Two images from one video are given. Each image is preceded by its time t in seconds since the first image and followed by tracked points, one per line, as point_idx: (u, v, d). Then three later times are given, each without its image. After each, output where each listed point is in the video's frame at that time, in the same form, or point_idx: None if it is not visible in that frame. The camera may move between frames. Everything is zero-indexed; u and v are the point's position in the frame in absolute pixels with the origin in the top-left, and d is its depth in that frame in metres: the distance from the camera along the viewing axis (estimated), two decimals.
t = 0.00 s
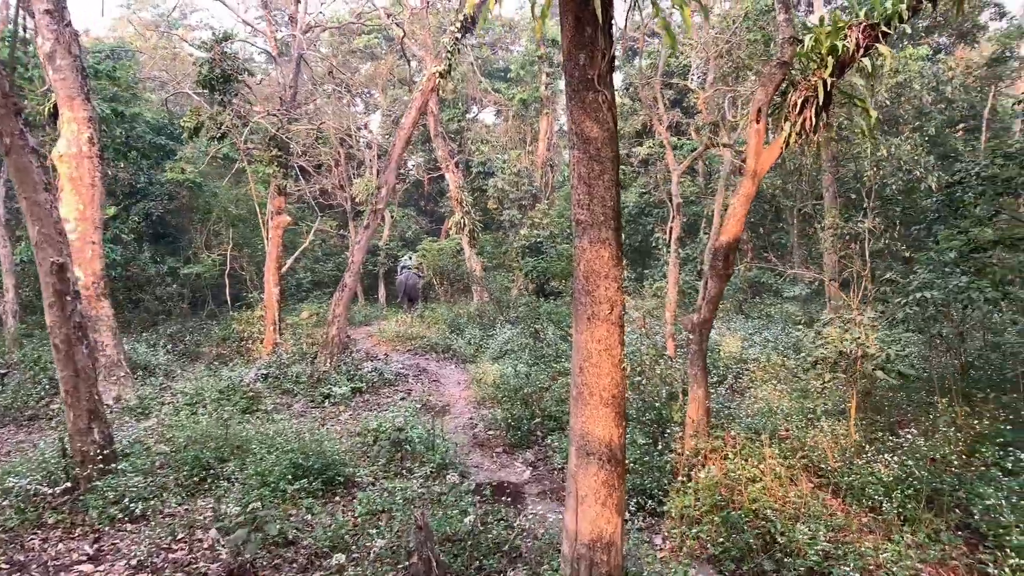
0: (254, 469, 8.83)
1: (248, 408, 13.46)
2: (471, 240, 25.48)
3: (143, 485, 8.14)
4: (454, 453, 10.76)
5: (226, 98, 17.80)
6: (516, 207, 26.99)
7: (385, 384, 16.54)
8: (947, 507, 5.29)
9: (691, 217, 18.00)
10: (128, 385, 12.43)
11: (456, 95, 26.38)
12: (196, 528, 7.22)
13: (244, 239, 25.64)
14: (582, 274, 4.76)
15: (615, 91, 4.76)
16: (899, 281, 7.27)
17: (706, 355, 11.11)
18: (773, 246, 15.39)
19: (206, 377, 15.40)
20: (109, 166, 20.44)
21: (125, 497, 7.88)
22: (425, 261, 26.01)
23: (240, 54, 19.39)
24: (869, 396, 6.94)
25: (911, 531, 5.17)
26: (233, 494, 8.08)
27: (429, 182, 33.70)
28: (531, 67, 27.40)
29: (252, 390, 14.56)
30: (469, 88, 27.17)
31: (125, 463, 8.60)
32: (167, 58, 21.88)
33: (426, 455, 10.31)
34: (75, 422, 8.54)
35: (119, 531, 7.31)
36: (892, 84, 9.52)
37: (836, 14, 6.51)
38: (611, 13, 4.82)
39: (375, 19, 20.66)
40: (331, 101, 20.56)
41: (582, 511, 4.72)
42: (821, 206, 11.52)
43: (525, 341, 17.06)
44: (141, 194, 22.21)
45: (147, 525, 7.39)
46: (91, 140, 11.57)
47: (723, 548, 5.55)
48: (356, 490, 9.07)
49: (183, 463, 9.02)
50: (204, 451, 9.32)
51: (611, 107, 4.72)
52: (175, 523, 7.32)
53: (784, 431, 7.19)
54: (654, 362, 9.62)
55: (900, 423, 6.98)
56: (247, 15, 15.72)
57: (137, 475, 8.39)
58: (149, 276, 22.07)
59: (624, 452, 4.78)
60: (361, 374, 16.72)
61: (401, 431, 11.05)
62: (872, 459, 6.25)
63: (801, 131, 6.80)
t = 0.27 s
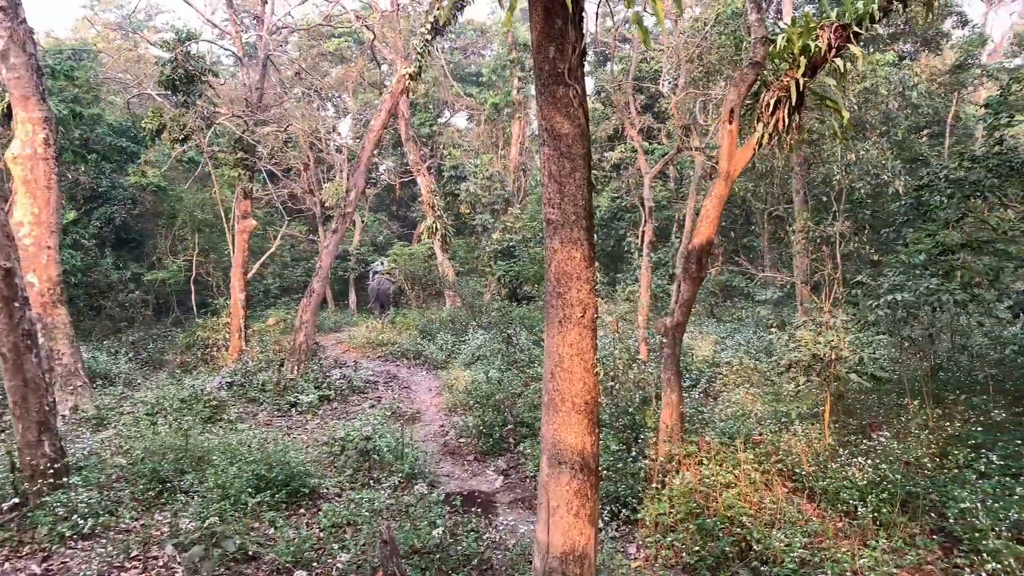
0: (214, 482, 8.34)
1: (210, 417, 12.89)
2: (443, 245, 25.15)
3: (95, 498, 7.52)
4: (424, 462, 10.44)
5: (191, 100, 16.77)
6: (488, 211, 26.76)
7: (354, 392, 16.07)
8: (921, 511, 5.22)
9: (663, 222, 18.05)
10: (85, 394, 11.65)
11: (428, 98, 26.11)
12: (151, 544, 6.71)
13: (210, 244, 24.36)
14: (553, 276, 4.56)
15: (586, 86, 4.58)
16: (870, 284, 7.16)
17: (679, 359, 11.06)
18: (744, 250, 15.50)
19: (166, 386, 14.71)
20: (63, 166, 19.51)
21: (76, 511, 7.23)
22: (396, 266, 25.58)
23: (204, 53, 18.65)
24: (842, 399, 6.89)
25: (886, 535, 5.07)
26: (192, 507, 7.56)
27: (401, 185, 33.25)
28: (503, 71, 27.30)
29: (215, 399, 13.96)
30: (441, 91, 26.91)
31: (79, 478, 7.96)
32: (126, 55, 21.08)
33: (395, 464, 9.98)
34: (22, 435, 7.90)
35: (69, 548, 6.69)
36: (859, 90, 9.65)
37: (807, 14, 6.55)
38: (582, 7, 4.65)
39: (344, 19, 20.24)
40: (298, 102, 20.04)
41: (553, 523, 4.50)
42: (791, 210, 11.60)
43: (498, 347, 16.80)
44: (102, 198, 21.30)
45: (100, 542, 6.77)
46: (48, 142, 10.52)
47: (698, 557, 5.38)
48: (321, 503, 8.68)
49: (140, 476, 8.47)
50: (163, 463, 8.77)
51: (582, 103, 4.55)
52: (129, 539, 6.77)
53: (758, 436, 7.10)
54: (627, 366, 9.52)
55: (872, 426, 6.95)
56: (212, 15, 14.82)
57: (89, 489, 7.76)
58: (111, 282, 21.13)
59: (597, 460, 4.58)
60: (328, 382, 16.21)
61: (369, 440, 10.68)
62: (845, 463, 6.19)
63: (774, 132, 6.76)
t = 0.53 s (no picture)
0: (174, 486, 7.91)
1: (174, 420, 12.35)
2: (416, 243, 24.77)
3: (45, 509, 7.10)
4: (393, 464, 10.14)
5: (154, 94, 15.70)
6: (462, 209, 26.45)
7: (324, 393, 15.63)
8: (895, 509, 5.15)
9: (637, 220, 18.01)
10: (44, 398, 11.02)
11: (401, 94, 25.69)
12: (105, 554, 6.30)
13: (178, 243, 23.26)
14: (522, 273, 4.36)
15: (556, 75, 4.37)
16: (843, 282, 7.08)
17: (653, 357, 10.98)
18: (717, 248, 15.54)
19: (129, 388, 14.08)
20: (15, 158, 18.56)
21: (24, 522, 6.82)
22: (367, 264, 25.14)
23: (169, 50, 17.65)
24: (816, 397, 6.84)
25: (861, 534, 4.98)
26: (148, 515, 7.15)
27: (374, 183, 32.69)
28: (477, 68, 27.02)
29: (179, 400, 13.39)
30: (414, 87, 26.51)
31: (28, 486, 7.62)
32: (85, 45, 20.23)
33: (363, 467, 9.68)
34: None
35: (20, 558, 6.24)
36: (830, 88, 9.69)
37: (782, 8, 6.46)
38: None
39: (313, 11, 19.73)
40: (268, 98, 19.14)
41: (523, 529, 4.31)
42: (764, 207, 11.62)
43: (471, 346, 16.53)
44: (65, 194, 20.38)
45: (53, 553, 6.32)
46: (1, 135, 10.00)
47: (672, 560, 5.22)
48: (285, 508, 8.31)
49: (97, 481, 8.02)
50: (121, 469, 8.28)
51: (552, 92, 4.33)
52: (82, 550, 6.37)
53: (732, 434, 7.00)
54: (601, 365, 9.39)
55: (845, 424, 6.91)
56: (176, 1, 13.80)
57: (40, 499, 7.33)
58: (75, 281, 20.18)
59: (568, 463, 4.40)
60: (297, 382, 15.70)
61: (336, 442, 10.34)
62: (819, 461, 6.13)
63: (748, 127, 6.59)
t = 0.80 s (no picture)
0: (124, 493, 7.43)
1: (129, 423, 11.73)
2: (385, 239, 24.28)
3: None
4: (357, 466, 9.78)
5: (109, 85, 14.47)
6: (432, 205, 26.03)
7: (288, 393, 15.08)
8: (864, 504, 5.07)
9: (607, 216, 17.93)
10: None
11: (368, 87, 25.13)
12: (48, 566, 5.84)
13: (139, 239, 22.10)
14: (483, 267, 4.13)
15: (516, 58, 4.12)
16: (812, 275, 7.03)
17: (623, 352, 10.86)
18: (686, 243, 15.54)
19: (83, 390, 13.32)
20: None
21: None
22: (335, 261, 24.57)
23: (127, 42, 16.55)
24: (784, 391, 6.78)
25: (830, 531, 4.87)
26: (95, 525, 6.70)
27: (341, 178, 31.97)
28: (446, 62, 26.63)
29: (134, 402, 12.71)
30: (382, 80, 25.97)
31: None
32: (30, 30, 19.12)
33: (326, 470, 9.29)
34: None
35: None
36: (797, 82, 9.70)
37: None
38: None
39: None
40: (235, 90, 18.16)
41: (484, 536, 4.08)
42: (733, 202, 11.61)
43: (440, 343, 16.21)
44: (18, 190, 19.27)
45: None
46: None
47: (640, 561, 5.03)
48: (243, 514, 7.80)
49: (41, 489, 7.52)
50: (68, 477, 7.77)
51: (513, 76, 4.09)
52: (25, 562, 5.92)
53: (701, 430, 6.90)
54: (570, 361, 9.22)
55: (814, 419, 6.87)
56: None
57: None
58: (30, 280, 19.06)
59: (532, 466, 4.18)
60: (259, 382, 15.08)
61: (297, 444, 9.92)
62: (788, 457, 6.04)
63: (716, 119, 6.48)
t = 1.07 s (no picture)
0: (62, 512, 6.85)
1: (79, 435, 11.04)
2: (352, 241, 23.76)
3: None
4: (317, 478, 9.37)
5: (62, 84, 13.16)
6: (401, 207, 25.60)
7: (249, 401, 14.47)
8: (833, 510, 4.95)
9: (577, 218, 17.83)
10: None
11: (335, 87, 24.61)
12: None
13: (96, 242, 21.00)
14: (437, 271, 3.87)
15: (470, 49, 3.86)
16: (780, 276, 6.97)
17: (592, 355, 10.71)
18: (655, 245, 15.52)
19: (31, 401, 12.50)
20: None
21: None
22: (303, 263, 23.75)
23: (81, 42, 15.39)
24: (753, 395, 6.67)
25: (800, 539, 4.73)
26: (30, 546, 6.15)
27: (309, 179, 31.26)
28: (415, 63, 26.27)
29: (84, 412, 11.96)
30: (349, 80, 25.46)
31: None
32: None
33: (284, 482, 8.84)
34: None
35: None
36: (764, 84, 9.72)
37: None
38: None
39: None
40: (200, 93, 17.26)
41: (440, 556, 3.83)
42: (702, 204, 11.59)
43: (408, 348, 15.83)
44: None
45: None
46: None
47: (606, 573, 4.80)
48: (196, 528, 7.20)
49: None
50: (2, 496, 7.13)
51: (467, 69, 3.82)
52: None
53: (670, 435, 6.74)
54: (538, 365, 9.05)
55: (783, 422, 6.78)
56: None
57: None
58: None
59: (491, 479, 3.95)
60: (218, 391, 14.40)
61: (253, 456, 9.43)
62: (756, 462, 5.92)
63: (682, 118, 6.32)
